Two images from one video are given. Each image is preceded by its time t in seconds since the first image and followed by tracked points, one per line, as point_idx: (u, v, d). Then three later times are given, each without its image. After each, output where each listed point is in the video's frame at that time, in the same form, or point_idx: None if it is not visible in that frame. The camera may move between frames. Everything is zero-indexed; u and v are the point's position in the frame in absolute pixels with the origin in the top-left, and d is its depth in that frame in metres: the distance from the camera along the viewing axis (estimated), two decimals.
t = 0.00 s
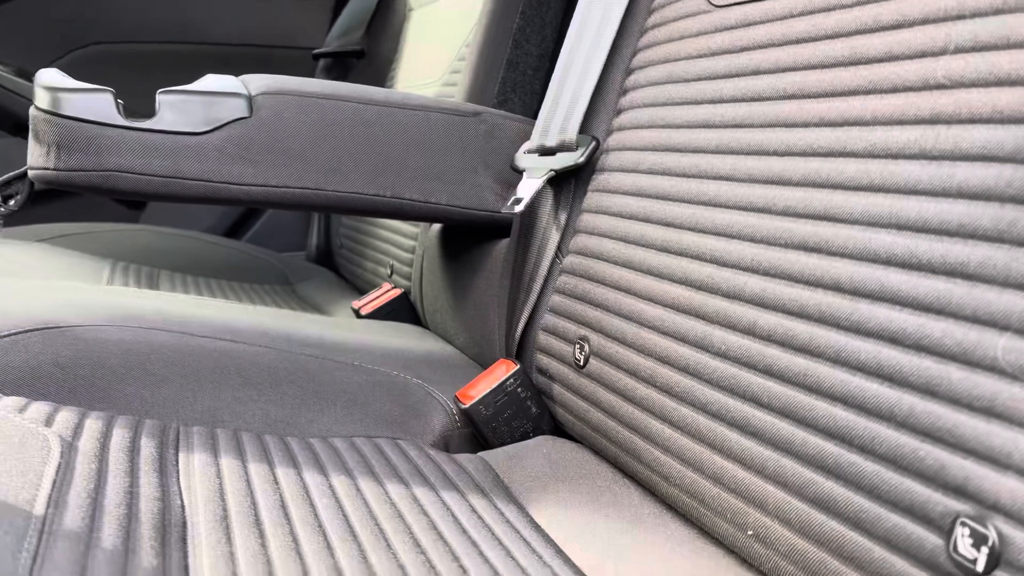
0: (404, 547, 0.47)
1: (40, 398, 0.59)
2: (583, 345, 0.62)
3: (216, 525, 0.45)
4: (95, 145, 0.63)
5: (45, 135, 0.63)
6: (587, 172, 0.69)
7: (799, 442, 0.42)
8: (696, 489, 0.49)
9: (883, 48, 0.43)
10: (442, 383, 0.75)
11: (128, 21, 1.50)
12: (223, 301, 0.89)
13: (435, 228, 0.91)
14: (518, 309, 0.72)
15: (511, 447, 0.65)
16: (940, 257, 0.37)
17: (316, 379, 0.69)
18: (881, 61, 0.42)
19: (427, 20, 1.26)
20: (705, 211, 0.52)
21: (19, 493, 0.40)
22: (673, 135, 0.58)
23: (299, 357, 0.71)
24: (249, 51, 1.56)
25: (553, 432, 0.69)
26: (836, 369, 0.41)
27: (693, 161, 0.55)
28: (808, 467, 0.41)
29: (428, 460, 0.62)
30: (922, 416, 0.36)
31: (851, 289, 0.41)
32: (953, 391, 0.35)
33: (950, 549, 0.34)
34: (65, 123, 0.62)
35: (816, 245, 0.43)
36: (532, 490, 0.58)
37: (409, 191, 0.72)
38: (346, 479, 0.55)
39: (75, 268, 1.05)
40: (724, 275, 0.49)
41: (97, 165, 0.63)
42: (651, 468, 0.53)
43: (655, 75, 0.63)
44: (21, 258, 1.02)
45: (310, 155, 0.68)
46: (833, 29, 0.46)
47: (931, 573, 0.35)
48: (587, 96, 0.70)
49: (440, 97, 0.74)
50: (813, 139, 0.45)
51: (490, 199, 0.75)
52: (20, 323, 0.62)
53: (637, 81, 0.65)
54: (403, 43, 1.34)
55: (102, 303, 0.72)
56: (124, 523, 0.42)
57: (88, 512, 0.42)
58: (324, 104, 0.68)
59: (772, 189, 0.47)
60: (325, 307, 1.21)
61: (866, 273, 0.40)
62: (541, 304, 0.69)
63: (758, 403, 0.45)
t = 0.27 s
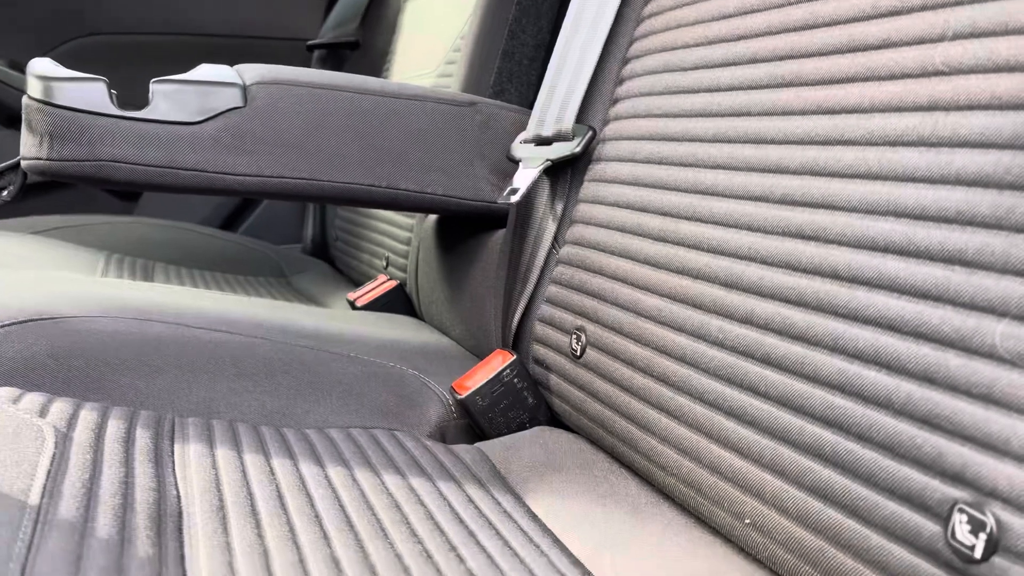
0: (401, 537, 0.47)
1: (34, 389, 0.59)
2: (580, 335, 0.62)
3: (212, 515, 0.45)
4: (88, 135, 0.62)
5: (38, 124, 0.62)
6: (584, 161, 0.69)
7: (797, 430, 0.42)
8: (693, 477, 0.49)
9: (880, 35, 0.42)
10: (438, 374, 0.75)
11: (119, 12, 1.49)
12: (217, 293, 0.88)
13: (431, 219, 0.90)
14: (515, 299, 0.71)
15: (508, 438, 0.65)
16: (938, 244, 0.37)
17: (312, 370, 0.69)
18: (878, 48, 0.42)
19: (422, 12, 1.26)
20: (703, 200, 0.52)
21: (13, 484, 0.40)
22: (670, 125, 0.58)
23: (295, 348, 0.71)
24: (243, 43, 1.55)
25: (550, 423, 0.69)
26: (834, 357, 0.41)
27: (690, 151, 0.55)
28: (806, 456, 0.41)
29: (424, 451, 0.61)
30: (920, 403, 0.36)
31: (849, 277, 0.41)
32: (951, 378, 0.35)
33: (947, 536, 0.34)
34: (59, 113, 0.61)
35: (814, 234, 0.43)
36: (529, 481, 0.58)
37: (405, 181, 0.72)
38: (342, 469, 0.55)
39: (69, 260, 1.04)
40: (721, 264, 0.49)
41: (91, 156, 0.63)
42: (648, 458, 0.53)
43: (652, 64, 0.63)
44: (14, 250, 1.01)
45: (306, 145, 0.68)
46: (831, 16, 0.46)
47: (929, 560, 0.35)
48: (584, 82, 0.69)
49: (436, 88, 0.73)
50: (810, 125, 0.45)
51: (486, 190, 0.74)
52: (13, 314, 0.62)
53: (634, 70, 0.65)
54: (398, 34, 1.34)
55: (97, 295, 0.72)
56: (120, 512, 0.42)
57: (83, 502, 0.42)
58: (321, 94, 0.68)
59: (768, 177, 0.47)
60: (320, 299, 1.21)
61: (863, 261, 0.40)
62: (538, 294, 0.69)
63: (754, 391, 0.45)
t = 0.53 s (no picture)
0: (402, 530, 0.47)
1: (36, 382, 0.59)
2: (581, 329, 0.62)
3: (214, 507, 0.45)
4: (90, 128, 0.62)
5: (39, 118, 0.62)
6: (586, 155, 0.68)
7: (798, 424, 0.42)
8: (693, 471, 0.49)
9: (882, 28, 0.42)
10: (440, 368, 0.75)
11: (120, 6, 1.48)
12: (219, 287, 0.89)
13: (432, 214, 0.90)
14: (516, 293, 0.71)
15: (509, 431, 0.65)
16: (940, 236, 0.37)
17: (314, 363, 0.69)
18: (880, 41, 0.42)
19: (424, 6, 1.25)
20: (704, 193, 0.52)
21: (15, 475, 0.40)
22: (672, 119, 0.57)
23: (297, 342, 0.71)
24: (244, 38, 1.55)
25: (551, 417, 0.69)
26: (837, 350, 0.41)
27: (692, 144, 0.55)
28: (807, 450, 0.41)
29: (425, 444, 0.61)
30: (921, 396, 0.36)
31: (851, 271, 0.41)
32: (952, 371, 0.35)
33: (948, 528, 0.34)
34: (60, 106, 0.61)
35: (816, 227, 0.43)
36: (531, 474, 0.58)
37: (407, 175, 0.72)
38: (343, 462, 0.55)
39: (71, 254, 1.04)
40: (722, 257, 0.49)
41: (92, 149, 0.63)
42: (649, 451, 0.53)
43: (654, 58, 0.62)
44: (16, 244, 1.01)
45: (308, 139, 0.68)
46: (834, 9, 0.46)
47: (929, 553, 0.35)
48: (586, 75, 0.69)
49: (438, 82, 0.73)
50: (812, 118, 0.45)
51: (488, 184, 0.74)
52: (15, 306, 0.62)
53: (636, 64, 0.65)
54: (399, 28, 1.33)
55: (98, 288, 0.72)
56: (122, 503, 0.42)
57: (85, 493, 0.42)
58: (322, 88, 0.68)
59: (770, 170, 0.47)
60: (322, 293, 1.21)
61: (865, 254, 0.40)
62: (539, 288, 0.69)
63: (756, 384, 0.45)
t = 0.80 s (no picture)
0: (411, 530, 0.47)
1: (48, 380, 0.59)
2: (590, 330, 0.62)
3: (226, 507, 0.45)
4: (103, 129, 0.63)
5: (53, 118, 0.62)
6: (596, 156, 0.68)
7: (807, 428, 0.42)
8: (702, 472, 0.49)
9: (894, 30, 0.42)
10: (449, 368, 0.75)
11: (133, 6, 1.49)
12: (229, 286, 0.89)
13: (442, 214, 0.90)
14: (525, 294, 0.71)
15: (518, 432, 0.65)
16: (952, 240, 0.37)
17: (324, 363, 0.69)
18: (893, 44, 0.42)
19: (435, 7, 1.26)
20: (715, 196, 0.52)
21: (28, 473, 0.41)
22: (682, 120, 0.57)
23: (306, 344, 0.71)
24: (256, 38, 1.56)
25: (559, 418, 0.69)
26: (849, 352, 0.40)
27: (703, 146, 0.55)
28: (816, 453, 0.41)
29: (434, 445, 0.62)
30: (932, 400, 0.36)
31: (861, 274, 0.41)
32: (963, 375, 0.35)
33: (958, 533, 0.34)
34: (74, 107, 0.62)
35: (827, 230, 0.43)
36: (539, 475, 0.58)
37: (417, 176, 0.72)
38: (353, 462, 0.55)
39: (83, 252, 1.05)
40: (732, 259, 0.49)
41: (105, 149, 0.63)
42: (658, 453, 0.53)
43: (665, 59, 0.62)
44: (29, 242, 1.02)
45: (318, 140, 0.68)
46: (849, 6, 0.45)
47: (939, 558, 0.35)
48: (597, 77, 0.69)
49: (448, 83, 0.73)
50: (823, 121, 0.45)
51: (498, 185, 0.74)
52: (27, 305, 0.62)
53: (647, 65, 0.65)
54: (410, 28, 1.34)
55: (110, 287, 0.72)
56: (135, 502, 0.42)
57: (97, 492, 0.42)
58: (333, 88, 0.68)
59: (781, 173, 0.47)
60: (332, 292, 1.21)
61: (876, 257, 0.40)
62: (549, 289, 0.69)
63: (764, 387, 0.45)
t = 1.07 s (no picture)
0: (428, 541, 0.48)
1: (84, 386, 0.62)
2: (608, 346, 0.63)
3: (250, 514, 0.47)
4: (139, 145, 0.65)
5: (91, 135, 0.65)
6: (616, 175, 0.69)
7: (815, 450, 0.42)
8: (713, 488, 0.49)
9: (908, 60, 0.43)
10: (470, 379, 0.76)
11: (171, 17, 1.52)
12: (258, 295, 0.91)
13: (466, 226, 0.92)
14: (546, 309, 0.73)
15: (535, 445, 0.67)
16: (959, 266, 0.37)
17: (348, 373, 0.71)
18: (909, 73, 0.43)
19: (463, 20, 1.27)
20: (731, 218, 0.53)
21: (65, 481, 0.43)
22: (701, 141, 0.58)
23: (332, 352, 0.73)
24: (289, 48, 1.59)
25: (577, 431, 0.69)
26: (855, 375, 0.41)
27: (721, 167, 0.55)
28: (824, 475, 0.42)
29: (452, 456, 0.63)
30: (937, 427, 0.37)
31: (871, 300, 0.41)
32: (968, 402, 0.35)
33: (958, 558, 0.35)
34: (112, 124, 0.64)
35: (839, 255, 0.44)
36: (554, 488, 0.59)
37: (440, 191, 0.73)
38: (373, 471, 0.57)
39: (118, 260, 1.08)
40: (746, 281, 0.50)
41: (141, 166, 0.66)
42: (671, 470, 0.54)
43: (686, 80, 0.63)
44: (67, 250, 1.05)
45: (345, 156, 0.70)
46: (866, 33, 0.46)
47: None
48: (618, 98, 0.71)
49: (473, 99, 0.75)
50: (840, 148, 0.46)
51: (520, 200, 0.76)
52: (64, 313, 0.65)
53: (668, 85, 0.66)
54: (439, 40, 1.36)
55: (144, 296, 0.75)
56: (164, 508, 0.44)
57: (129, 499, 0.44)
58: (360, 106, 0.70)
59: (797, 197, 0.48)
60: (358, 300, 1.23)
61: (886, 283, 0.41)
62: (568, 304, 0.70)
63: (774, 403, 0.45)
